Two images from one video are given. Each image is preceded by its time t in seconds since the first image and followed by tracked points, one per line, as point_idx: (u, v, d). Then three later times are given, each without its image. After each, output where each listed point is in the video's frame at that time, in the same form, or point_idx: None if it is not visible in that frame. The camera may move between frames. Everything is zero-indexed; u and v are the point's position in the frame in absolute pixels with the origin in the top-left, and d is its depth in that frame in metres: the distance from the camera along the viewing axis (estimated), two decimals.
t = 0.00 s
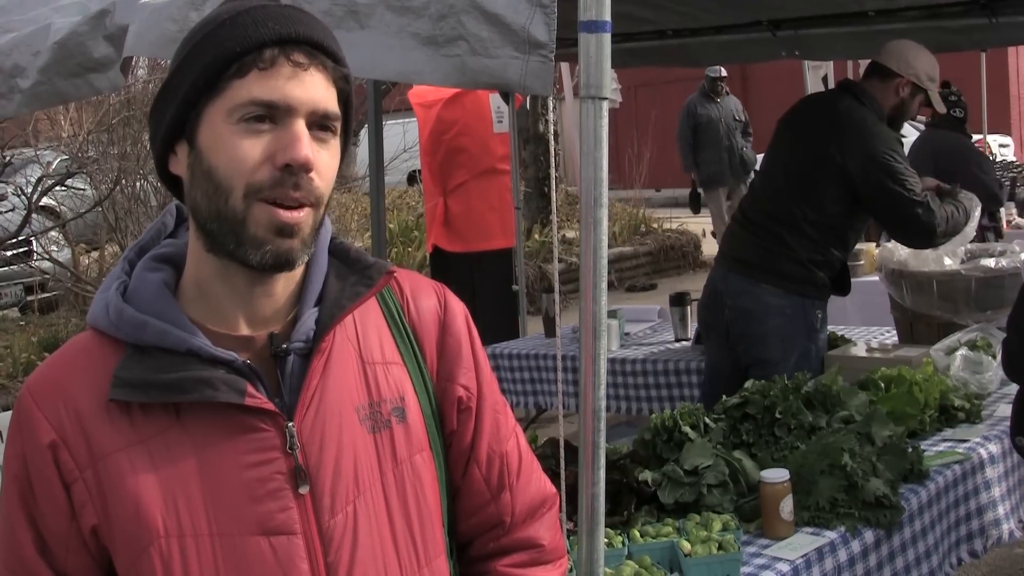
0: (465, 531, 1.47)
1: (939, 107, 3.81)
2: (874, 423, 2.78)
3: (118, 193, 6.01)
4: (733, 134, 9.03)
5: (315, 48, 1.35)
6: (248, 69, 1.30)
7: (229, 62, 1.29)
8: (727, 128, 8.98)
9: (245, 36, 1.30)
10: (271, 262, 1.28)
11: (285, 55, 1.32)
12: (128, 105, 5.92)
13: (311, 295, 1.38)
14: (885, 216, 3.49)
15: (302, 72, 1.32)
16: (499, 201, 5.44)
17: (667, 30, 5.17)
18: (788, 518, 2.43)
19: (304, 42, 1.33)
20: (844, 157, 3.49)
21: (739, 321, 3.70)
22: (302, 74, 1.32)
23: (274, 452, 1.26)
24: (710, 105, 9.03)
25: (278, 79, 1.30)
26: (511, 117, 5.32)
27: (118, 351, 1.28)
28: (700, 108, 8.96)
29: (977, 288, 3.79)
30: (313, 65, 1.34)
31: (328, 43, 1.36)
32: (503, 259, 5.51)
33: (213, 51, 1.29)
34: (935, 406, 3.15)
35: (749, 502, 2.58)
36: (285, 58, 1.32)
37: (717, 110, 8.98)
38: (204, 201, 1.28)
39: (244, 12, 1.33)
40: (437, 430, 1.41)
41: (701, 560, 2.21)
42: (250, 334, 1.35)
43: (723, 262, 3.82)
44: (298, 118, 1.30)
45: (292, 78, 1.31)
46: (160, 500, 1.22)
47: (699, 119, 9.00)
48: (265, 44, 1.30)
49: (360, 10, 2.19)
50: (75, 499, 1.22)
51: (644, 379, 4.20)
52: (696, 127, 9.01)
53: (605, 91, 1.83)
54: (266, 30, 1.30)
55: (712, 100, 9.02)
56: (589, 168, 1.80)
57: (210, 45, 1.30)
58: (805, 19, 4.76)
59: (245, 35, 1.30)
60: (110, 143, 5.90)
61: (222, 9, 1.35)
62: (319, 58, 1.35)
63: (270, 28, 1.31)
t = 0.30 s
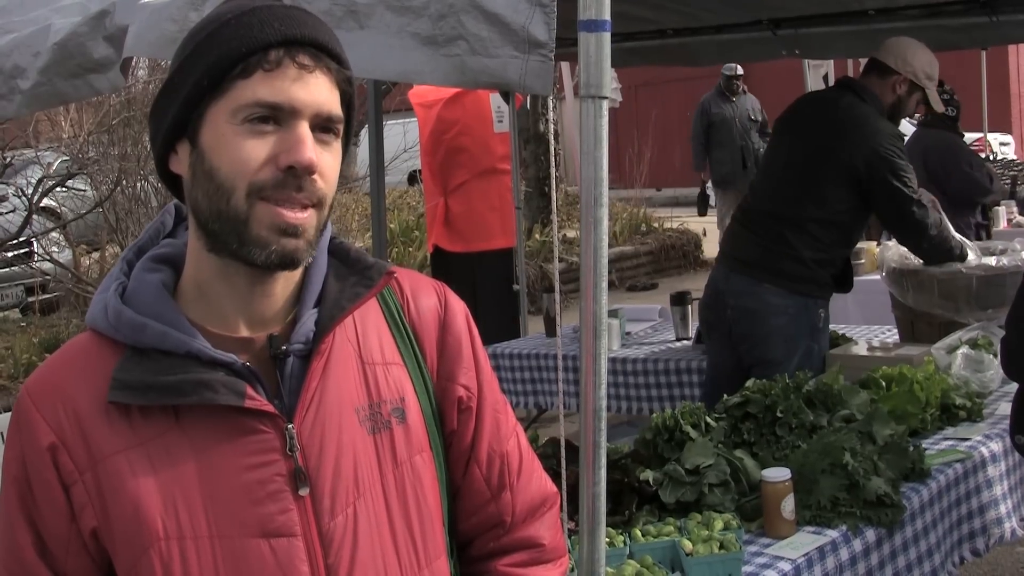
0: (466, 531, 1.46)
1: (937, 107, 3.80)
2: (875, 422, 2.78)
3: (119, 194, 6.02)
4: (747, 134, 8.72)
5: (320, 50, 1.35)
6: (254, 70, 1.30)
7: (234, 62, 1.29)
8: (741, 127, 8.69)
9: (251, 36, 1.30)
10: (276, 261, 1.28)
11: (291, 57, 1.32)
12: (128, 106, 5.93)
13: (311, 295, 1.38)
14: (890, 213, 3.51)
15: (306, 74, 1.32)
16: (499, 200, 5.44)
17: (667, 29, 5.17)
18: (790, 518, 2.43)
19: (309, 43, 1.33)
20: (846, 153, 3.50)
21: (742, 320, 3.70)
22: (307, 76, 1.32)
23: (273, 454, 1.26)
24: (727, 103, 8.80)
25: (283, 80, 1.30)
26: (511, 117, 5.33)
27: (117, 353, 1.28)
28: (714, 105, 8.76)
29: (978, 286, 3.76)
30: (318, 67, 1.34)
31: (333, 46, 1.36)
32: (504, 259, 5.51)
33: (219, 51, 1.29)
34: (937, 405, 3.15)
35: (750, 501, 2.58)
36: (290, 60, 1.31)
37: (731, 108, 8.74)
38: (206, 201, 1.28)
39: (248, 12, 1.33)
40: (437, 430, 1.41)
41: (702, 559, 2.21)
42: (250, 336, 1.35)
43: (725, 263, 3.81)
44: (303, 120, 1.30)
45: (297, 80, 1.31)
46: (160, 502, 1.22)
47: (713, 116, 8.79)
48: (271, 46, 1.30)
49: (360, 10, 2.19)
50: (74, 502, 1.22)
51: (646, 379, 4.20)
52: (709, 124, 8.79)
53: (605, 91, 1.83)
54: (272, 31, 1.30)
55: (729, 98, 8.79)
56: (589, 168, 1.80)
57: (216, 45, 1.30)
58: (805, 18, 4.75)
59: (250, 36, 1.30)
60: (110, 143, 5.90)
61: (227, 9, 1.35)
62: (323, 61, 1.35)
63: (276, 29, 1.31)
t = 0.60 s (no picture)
0: (469, 533, 1.46)
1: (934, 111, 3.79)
2: (877, 424, 2.78)
3: (120, 196, 6.02)
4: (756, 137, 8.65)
5: (323, 51, 1.35)
6: (256, 69, 1.30)
7: (236, 62, 1.29)
8: (750, 130, 8.63)
9: (253, 36, 1.30)
10: (275, 261, 1.28)
11: (293, 56, 1.32)
12: (130, 109, 5.93)
13: (312, 297, 1.38)
14: (895, 210, 3.48)
15: (309, 74, 1.32)
16: (500, 203, 5.44)
17: (668, 32, 5.17)
18: (790, 520, 2.44)
19: (312, 44, 1.33)
20: (847, 152, 3.50)
21: (743, 322, 3.70)
22: (310, 76, 1.32)
23: (275, 457, 1.26)
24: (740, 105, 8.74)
25: (285, 79, 1.30)
26: (513, 119, 5.34)
27: (119, 355, 1.28)
28: (724, 109, 8.74)
29: (980, 288, 3.77)
30: (320, 67, 1.34)
31: (335, 47, 1.36)
32: (505, 261, 5.51)
33: (220, 51, 1.29)
34: (938, 407, 3.15)
35: (752, 504, 2.58)
36: (293, 59, 1.32)
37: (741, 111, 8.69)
38: (207, 199, 1.28)
39: (251, 13, 1.33)
40: (441, 432, 1.41)
41: (704, 562, 2.21)
42: (250, 337, 1.35)
43: (725, 266, 3.82)
44: (305, 119, 1.30)
45: (299, 79, 1.31)
46: (162, 505, 1.22)
47: (723, 120, 8.78)
48: (274, 45, 1.30)
49: (362, 12, 2.20)
50: (75, 504, 1.22)
51: (647, 382, 4.20)
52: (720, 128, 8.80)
53: (607, 93, 1.82)
54: (274, 31, 1.30)
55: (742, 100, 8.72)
56: (591, 171, 1.81)
57: (219, 44, 1.30)
58: (808, 20, 4.72)
59: (252, 35, 1.30)
60: (111, 146, 5.90)
61: (229, 9, 1.35)
62: (326, 61, 1.35)
63: (279, 29, 1.31)
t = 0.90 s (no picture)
0: (471, 539, 1.46)
1: (932, 117, 3.80)
2: (877, 430, 2.78)
3: (120, 199, 6.01)
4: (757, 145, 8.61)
5: (327, 55, 1.35)
6: (260, 73, 1.30)
7: (240, 66, 1.29)
8: (749, 138, 8.60)
9: (257, 40, 1.30)
10: (279, 270, 1.28)
11: (297, 61, 1.32)
12: (130, 111, 5.93)
13: (315, 302, 1.38)
14: (884, 216, 3.48)
15: (313, 79, 1.32)
16: (501, 207, 5.44)
17: (668, 37, 5.17)
18: (790, 526, 2.43)
19: (316, 48, 1.33)
20: (842, 154, 3.50)
21: (743, 328, 3.70)
22: (314, 80, 1.32)
23: (278, 462, 1.26)
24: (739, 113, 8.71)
25: (289, 84, 1.30)
26: (513, 123, 5.34)
27: (122, 359, 1.28)
28: (723, 119, 8.74)
29: (980, 294, 3.79)
30: (324, 71, 1.34)
31: (339, 51, 1.37)
32: (505, 265, 5.51)
33: (224, 54, 1.29)
34: (937, 413, 3.15)
35: (752, 509, 2.58)
36: (297, 64, 1.32)
37: (739, 119, 8.66)
38: (211, 203, 1.28)
39: (255, 17, 1.33)
40: (443, 438, 1.41)
41: (704, 567, 2.21)
42: (255, 342, 1.35)
43: (724, 270, 3.82)
44: (309, 123, 1.30)
45: (304, 84, 1.31)
46: (164, 509, 1.22)
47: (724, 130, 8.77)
48: (278, 49, 1.30)
49: (364, 16, 2.20)
50: (77, 508, 1.22)
51: (646, 387, 4.20)
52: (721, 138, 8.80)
53: (609, 98, 1.82)
54: (279, 35, 1.31)
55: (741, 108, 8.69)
56: (593, 176, 1.81)
57: (222, 47, 1.30)
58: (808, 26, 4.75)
59: (256, 39, 1.30)
60: (112, 148, 5.91)
61: (232, 13, 1.35)
62: (330, 65, 1.35)
63: (284, 33, 1.31)
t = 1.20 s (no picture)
0: (476, 542, 1.46)
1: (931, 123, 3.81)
2: (878, 436, 2.77)
3: (121, 203, 6.01)
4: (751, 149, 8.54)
5: (335, 61, 1.35)
6: (269, 78, 1.30)
7: (250, 70, 1.29)
8: (742, 143, 8.55)
9: (267, 45, 1.30)
10: (286, 273, 1.28)
11: (306, 66, 1.32)
12: (131, 115, 5.93)
13: (321, 307, 1.38)
14: (890, 219, 3.50)
15: (321, 84, 1.33)
16: (502, 212, 5.45)
17: (670, 43, 5.18)
18: (792, 531, 2.43)
19: (325, 54, 1.34)
20: (850, 157, 3.52)
21: (744, 334, 3.70)
22: (322, 86, 1.33)
23: (285, 465, 1.26)
24: (735, 118, 8.64)
25: (298, 89, 1.31)
26: (514, 128, 5.32)
27: (127, 363, 1.28)
28: (718, 124, 8.69)
29: (981, 300, 3.76)
30: (333, 77, 1.34)
31: (348, 57, 1.37)
32: (505, 270, 5.51)
33: (234, 58, 1.30)
34: (938, 419, 3.15)
35: (753, 514, 2.58)
36: (306, 69, 1.32)
37: (734, 124, 8.62)
38: (218, 208, 1.28)
39: (265, 21, 1.34)
40: (448, 442, 1.41)
41: (706, 571, 2.22)
42: (261, 346, 1.35)
43: (727, 277, 3.80)
44: (317, 129, 1.31)
45: (312, 89, 1.32)
46: (170, 514, 1.22)
47: (719, 135, 8.73)
48: (287, 54, 1.31)
49: (368, 21, 2.18)
50: (84, 513, 1.22)
51: (647, 392, 4.20)
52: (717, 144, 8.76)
53: (612, 103, 1.82)
54: (288, 40, 1.31)
55: (736, 113, 8.63)
56: (596, 181, 1.81)
57: (232, 51, 1.30)
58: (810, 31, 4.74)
59: (266, 44, 1.30)
60: (112, 152, 5.90)
61: (241, 17, 1.35)
62: (338, 71, 1.36)
63: (293, 38, 1.31)
